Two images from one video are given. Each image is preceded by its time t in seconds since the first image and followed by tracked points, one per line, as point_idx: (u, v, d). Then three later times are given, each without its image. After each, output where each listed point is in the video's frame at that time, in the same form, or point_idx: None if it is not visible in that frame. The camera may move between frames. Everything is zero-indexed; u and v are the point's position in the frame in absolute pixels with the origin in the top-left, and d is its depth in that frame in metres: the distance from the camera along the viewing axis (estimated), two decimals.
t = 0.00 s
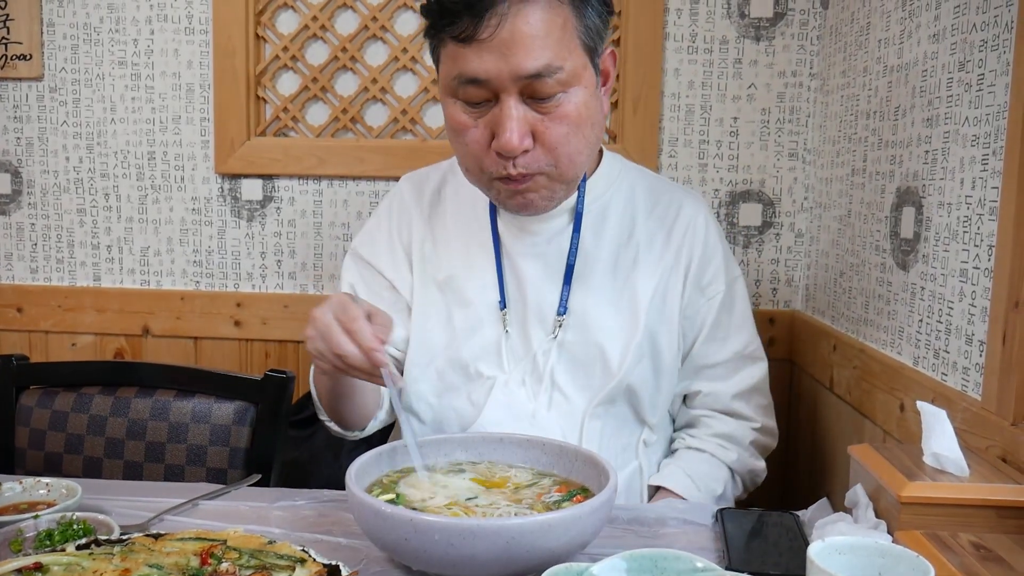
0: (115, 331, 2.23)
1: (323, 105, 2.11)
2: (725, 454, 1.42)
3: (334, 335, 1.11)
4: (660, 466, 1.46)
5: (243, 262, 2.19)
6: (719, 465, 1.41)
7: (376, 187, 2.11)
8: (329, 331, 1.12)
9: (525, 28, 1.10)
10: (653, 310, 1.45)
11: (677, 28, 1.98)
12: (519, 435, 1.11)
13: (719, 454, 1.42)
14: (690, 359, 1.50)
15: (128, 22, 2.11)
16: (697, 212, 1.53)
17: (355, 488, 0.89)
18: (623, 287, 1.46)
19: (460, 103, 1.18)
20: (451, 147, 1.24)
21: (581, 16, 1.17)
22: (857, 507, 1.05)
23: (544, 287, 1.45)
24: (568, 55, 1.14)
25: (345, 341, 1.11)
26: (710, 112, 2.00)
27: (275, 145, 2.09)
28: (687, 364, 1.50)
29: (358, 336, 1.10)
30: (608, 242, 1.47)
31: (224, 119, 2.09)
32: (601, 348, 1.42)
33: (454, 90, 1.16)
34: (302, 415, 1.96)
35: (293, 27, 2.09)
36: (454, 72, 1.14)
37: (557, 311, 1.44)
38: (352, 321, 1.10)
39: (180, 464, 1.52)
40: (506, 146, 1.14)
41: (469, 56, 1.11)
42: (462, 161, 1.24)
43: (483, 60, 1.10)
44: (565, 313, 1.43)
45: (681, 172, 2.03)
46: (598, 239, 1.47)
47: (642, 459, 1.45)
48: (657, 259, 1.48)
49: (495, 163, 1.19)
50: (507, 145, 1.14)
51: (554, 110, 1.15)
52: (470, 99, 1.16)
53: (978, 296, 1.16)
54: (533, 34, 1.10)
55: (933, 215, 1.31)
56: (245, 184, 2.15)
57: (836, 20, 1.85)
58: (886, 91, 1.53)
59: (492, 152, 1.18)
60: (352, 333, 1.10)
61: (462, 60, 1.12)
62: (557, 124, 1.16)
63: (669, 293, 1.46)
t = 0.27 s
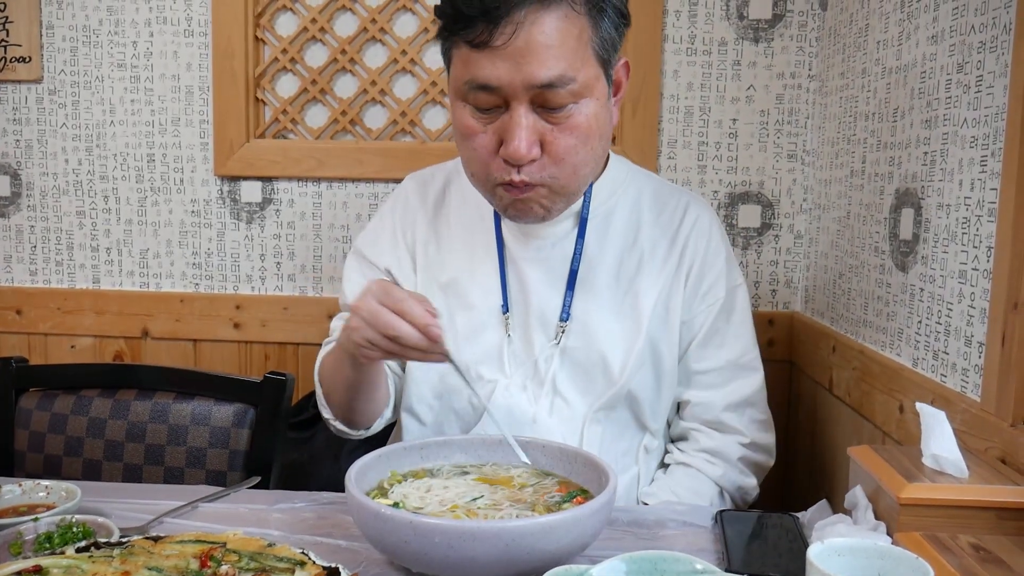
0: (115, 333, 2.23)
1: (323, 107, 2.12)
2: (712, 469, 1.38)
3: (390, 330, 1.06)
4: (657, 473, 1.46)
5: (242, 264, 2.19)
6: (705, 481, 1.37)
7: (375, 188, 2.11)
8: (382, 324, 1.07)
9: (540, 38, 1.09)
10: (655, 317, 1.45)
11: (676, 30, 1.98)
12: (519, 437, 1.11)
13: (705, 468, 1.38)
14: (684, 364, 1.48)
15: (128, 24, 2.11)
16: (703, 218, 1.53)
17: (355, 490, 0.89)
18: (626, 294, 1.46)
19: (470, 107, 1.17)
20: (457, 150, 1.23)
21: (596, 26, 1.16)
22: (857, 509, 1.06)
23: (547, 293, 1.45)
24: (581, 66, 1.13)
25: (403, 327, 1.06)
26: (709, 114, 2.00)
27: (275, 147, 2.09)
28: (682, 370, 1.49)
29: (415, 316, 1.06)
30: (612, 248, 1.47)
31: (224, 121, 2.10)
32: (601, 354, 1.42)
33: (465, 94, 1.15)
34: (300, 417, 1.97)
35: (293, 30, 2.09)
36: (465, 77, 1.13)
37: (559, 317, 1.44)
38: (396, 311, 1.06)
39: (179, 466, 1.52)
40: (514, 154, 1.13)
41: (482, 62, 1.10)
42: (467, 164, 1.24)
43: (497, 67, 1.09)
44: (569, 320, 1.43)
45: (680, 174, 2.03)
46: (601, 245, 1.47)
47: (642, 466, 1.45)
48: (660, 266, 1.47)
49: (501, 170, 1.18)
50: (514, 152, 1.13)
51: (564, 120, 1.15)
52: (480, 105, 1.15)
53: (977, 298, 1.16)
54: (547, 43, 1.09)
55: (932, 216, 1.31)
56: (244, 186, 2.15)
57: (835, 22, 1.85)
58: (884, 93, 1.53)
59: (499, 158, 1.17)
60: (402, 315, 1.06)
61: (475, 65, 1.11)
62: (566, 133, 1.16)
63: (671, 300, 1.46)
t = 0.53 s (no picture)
0: (114, 334, 2.23)
1: (322, 109, 2.12)
2: (716, 476, 1.39)
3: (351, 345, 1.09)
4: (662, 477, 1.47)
5: (242, 265, 2.19)
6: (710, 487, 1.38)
7: (375, 190, 2.11)
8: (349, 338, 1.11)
9: (553, 48, 1.04)
10: (665, 325, 1.45)
11: (675, 31, 1.98)
12: (518, 439, 1.10)
13: (710, 474, 1.39)
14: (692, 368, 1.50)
15: (127, 26, 2.11)
16: (715, 225, 1.53)
17: (355, 492, 0.89)
18: (636, 302, 1.46)
19: (480, 113, 1.13)
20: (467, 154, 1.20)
21: (613, 35, 1.11)
22: (856, 510, 1.06)
23: (556, 300, 1.44)
24: (595, 77, 1.08)
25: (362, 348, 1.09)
26: (708, 115, 2.00)
27: (274, 149, 2.09)
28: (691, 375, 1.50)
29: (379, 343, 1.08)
30: (622, 255, 1.47)
31: (223, 122, 2.10)
32: (607, 361, 1.42)
33: (475, 100, 1.11)
34: (298, 418, 1.97)
35: (292, 31, 2.09)
36: (476, 82, 1.09)
37: (569, 325, 1.43)
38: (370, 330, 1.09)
39: (178, 468, 1.52)
40: (522, 165, 1.09)
41: (493, 69, 1.06)
42: (476, 168, 1.20)
43: (507, 75, 1.05)
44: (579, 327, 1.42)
45: (679, 175, 2.03)
46: (611, 252, 1.46)
47: (645, 470, 1.47)
48: (670, 275, 1.47)
49: (508, 179, 1.15)
50: (522, 163, 1.09)
51: (574, 131, 1.10)
52: (490, 112, 1.11)
53: (976, 300, 1.17)
54: (560, 53, 1.04)
55: (931, 218, 1.31)
56: (243, 188, 2.15)
57: (835, 24, 1.85)
58: (884, 95, 1.53)
59: (507, 167, 1.14)
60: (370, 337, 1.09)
61: (486, 72, 1.07)
62: (575, 145, 1.11)
63: (682, 310, 1.47)
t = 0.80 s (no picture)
0: (114, 333, 2.23)
1: (323, 108, 2.12)
2: (720, 482, 1.39)
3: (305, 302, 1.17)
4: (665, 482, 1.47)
5: (242, 264, 2.19)
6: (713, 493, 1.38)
7: (375, 189, 2.11)
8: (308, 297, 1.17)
9: (573, 53, 1.01)
10: (676, 332, 1.45)
11: (676, 31, 1.98)
12: (519, 438, 1.10)
13: (714, 481, 1.39)
14: (701, 376, 1.50)
15: (128, 25, 2.11)
16: (729, 231, 1.52)
17: (355, 491, 0.89)
18: (646, 308, 1.46)
19: (496, 115, 1.10)
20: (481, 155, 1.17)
21: (634, 41, 1.08)
22: (856, 509, 1.06)
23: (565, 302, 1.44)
24: (614, 84, 1.05)
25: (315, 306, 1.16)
26: (709, 115, 2.00)
27: (274, 148, 2.10)
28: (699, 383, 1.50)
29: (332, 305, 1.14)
30: (634, 260, 1.47)
31: (224, 121, 2.10)
32: (612, 363, 1.42)
33: (490, 102, 1.08)
34: (299, 418, 1.98)
35: (293, 30, 2.09)
36: (493, 84, 1.06)
37: (578, 328, 1.43)
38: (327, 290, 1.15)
39: (178, 467, 1.52)
40: (535, 171, 1.07)
41: (510, 72, 1.03)
42: (490, 169, 1.18)
43: (524, 80, 1.02)
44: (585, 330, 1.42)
45: (679, 175, 2.03)
46: (622, 256, 1.46)
47: (649, 475, 1.46)
48: (682, 281, 1.47)
49: (520, 184, 1.13)
50: (536, 169, 1.07)
51: (589, 139, 1.08)
52: (506, 115, 1.08)
53: (976, 300, 1.17)
54: (580, 59, 1.01)
55: (931, 218, 1.31)
56: (243, 187, 2.15)
57: (835, 24, 1.85)
58: (884, 94, 1.53)
59: (520, 171, 1.11)
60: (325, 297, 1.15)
61: (503, 74, 1.04)
62: (590, 152, 1.09)
63: (694, 315, 1.46)
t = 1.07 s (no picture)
0: (113, 332, 2.23)
1: (322, 107, 2.12)
2: (724, 484, 1.40)
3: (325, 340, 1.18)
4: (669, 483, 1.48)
5: (242, 263, 2.19)
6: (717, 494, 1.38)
7: (374, 188, 2.11)
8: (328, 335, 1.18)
9: (586, 59, 1.00)
10: (684, 335, 1.44)
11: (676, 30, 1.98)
12: (519, 436, 1.10)
13: (717, 483, 1.40)
14: (707, 378, 1.50)
15: (127, 24, 2.11)
16: (739, 233, 1.52)
17: (355, 489, 0.89)
18: (654, 310, 1.46)
19: (507, 117, 1.10)
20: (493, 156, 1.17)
21: (647, 47, 1.07)
22: (856, 508, 1.06)
23: (574, 303, 1.43)
24: (627, 89, 1.04)
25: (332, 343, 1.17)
26: (708, 114, 2.00)
27: (273, 147, 2.09)
28: (705, 385, 1.50)
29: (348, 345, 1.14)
30: (643, 262, 1.46)
31: (224, 120, 2.10)
32: (618, 364, 1.42)
33: (502, 105, 1.08)
34: (299, 417, 1.97)
35: (292, 29, 2.09)
36: (504, 87, 1.05)
37: (586, 330, 1.43)
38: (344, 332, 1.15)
39: (178, 465, 1.52)
40: (546, 175, 1.06)
41: (523, 77, 1.02)
42: (501, 171, 1.18)
43: (537, 84, 1.01)
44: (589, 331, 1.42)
45: (679, 173, 2.03)
46: (632, 258, 1.46)
47: (652, 476, 1.46)
48: (692, 283, 1.47)
49: (532, 187, 1.12)
50: (547, 174, 1.06)
51: (601, 144, 1.07)
52: (517, 118, 1.07)
53: (977, 299, 1.16)
54: (593, 65, 1.00)
55: (931, 217, 1.31)
56: (243, 186, 2.14)
57: (835, 23, 1.85)
58: (884, 93, 1.53)
59: (531, 174, 1.11)
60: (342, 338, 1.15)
61: (514, 78, 1.03)
62: (602, 157, 1.08)
63: (704, 317, 1.46)
